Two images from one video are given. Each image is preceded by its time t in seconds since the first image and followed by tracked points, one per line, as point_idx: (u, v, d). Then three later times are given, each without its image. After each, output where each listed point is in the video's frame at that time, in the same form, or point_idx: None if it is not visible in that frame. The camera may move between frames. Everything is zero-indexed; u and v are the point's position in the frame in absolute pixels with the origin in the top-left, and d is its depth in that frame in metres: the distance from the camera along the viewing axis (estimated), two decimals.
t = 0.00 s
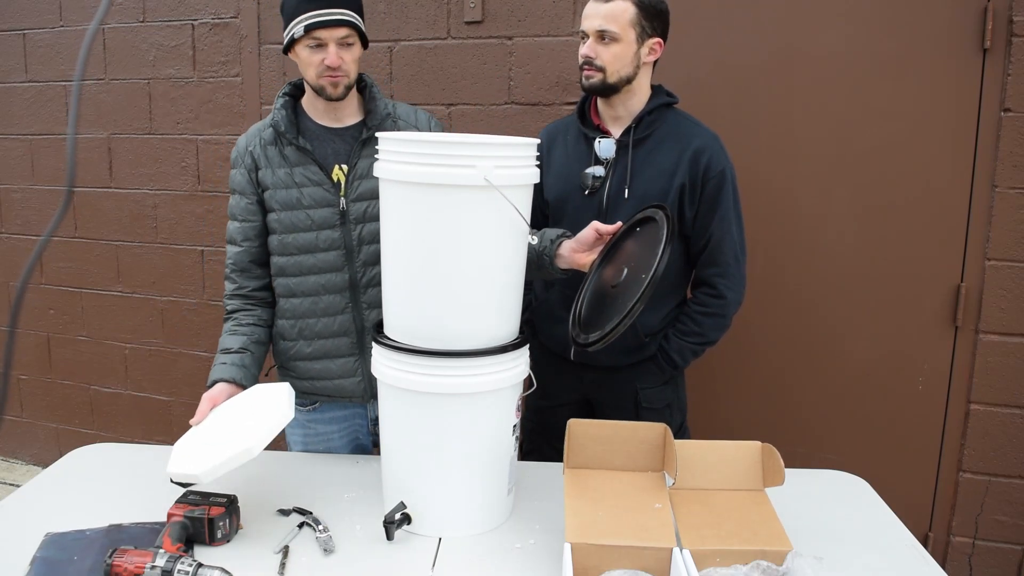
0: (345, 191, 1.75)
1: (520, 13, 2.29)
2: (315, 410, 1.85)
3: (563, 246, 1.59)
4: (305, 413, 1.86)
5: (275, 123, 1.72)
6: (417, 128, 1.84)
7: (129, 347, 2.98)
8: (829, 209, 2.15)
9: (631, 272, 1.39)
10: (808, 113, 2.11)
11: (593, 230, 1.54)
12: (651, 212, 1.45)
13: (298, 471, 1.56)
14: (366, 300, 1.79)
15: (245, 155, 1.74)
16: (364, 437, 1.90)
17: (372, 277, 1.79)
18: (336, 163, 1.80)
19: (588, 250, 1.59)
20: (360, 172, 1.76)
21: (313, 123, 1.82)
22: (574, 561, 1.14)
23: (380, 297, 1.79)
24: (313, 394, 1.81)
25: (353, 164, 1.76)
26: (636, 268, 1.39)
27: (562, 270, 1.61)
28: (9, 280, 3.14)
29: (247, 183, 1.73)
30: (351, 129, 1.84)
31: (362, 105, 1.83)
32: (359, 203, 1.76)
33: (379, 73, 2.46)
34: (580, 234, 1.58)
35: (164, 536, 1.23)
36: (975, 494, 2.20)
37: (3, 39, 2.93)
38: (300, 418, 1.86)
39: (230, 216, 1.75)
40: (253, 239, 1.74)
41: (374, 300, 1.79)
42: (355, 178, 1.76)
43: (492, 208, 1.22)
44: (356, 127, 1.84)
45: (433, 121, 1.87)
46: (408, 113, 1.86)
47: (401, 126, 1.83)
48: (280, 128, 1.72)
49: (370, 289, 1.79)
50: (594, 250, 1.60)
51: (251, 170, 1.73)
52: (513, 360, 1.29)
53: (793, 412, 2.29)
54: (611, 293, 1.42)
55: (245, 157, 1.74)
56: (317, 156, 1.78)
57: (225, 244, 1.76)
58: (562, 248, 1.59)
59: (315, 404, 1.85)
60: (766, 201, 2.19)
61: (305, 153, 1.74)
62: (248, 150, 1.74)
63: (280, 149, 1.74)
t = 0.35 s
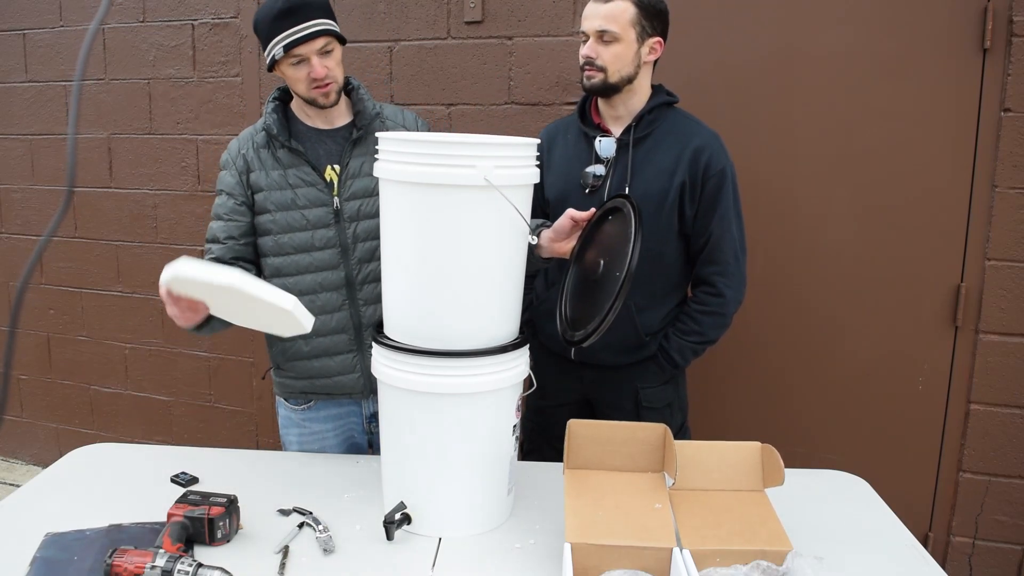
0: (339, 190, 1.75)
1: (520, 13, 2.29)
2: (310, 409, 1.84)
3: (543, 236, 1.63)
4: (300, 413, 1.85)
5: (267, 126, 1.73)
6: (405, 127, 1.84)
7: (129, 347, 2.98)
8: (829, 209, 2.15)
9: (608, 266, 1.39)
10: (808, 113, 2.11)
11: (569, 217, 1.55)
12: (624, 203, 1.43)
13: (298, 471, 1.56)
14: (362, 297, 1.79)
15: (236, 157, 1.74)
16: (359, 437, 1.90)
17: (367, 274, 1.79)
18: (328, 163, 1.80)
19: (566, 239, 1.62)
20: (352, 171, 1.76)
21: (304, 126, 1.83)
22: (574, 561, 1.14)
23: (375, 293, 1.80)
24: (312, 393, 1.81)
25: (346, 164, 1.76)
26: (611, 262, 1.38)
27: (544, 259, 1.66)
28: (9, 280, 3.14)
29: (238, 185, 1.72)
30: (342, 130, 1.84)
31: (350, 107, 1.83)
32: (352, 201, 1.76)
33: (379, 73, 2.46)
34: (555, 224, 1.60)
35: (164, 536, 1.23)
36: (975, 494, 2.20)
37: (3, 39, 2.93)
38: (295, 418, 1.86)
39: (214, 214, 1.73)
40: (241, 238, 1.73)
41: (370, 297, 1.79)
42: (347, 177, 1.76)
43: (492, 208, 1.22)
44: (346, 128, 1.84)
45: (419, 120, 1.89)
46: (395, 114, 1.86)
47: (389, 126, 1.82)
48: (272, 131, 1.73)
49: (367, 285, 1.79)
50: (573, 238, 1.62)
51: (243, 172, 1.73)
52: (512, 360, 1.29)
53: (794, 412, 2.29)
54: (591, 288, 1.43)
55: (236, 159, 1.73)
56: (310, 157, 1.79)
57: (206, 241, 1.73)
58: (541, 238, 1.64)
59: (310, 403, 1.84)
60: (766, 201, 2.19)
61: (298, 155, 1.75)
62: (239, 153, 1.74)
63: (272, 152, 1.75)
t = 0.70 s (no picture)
0: (334, 186, 1.76)
1: (520, 13, 2.29)
2: (308, 406, 1.84)
3: (536, 226, 1.62)
4: (297, 411, 1.85)
5: (265, 121, 1.73)
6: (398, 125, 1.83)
7: (129, 347, 2.98)
8: (829, 209, 2.15)
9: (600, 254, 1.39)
10: (808, 112, 2.11)
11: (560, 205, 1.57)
12: (611, 193, 1.42)
13: (298, 471, 1.56)
14: (358, 292, 1.78)
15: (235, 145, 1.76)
16: (356, 435, 1.91)
17: (364, 268, 1.77)
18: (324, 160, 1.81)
19: (559, 228, 1.62)
20: (347, 168, 1.77)
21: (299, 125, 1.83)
22: (574, 561, 1.14)
23: (372, 288, 1.78)
24: (302, 386, 1.80)
25: (341, 160, 1.77)
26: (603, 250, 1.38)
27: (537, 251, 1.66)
28: (9, 280, 3.14)
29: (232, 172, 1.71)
30: (337, 129, 1.84)
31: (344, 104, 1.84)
32: (347, 197, 1.76)
33: (379, 73, 2.46)
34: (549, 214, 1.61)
35: (164, 536, 1.23)
36: (975, 494, 2.20)
37: (3, 39, 2.93)
38: (292, 416, 1.85)
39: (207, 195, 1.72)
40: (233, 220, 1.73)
41: (365, 291, 1.78)
42: (342, 173, 1.77)
43: (492, 209, 1.22)
44: (341, 126, 1.85)
45: (412, 119, 1.88)
46: (387, 111, 1.85)
47: (382, 123, 1.82)
48: (270, 126, 1.73)
49: (361, 279, 1.77)
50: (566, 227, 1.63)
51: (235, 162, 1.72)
52: (512, 359, 1.29)
53: (794, 412, 2.29)
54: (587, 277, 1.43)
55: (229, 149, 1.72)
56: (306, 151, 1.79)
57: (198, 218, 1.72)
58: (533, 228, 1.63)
59: (308, 400, 1.83)
60: (766, 201, 2.19)
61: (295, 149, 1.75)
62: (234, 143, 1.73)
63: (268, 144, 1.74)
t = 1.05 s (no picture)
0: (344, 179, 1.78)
1: (520, 13, 2.29)
2: (308, 406, 1.83)
3: (531, 223, 1.66)
4: (296, 411, 1.84)
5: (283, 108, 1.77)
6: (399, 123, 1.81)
7: (129, 347, 2.98)
8: (830, 208, 2.15)
9: (592, 249, 1.39)
10: (808, 112, 2.11)
11: (556, 202, 1.60)
12: (603, 186, 1.42)
13: (298, 471, 1.56)
14: (363, 284, 1.79)
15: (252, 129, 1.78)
16: (356, 435, 1.90)
17: (371, 261, 1.79)
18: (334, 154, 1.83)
19: (555, 224, 1.65)
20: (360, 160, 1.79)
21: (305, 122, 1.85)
22: (574, 561, 1.14)
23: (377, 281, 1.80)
24: (298, 374, 1.78)
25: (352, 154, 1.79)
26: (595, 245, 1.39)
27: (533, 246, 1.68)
28: (9, 281, 3.14)
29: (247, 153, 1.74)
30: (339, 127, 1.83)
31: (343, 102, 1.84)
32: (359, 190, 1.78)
33: (379, 73, 2.46)
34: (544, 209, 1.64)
35: (164, 536, 1.23)
36: (975, 494, 2.20)
37: (3, 39, 2.93)
38: (292, 416, 1.84)
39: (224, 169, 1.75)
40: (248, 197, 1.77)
41: (371, 284, 1.79)
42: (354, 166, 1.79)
43: (492, 208, 1.22)
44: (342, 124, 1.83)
45: (412, 119, 1.86)
46: (389, 110, 1.83)
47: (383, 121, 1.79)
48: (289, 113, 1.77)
49: (369, 272, 1.79)
50: (562, 223, 1.65)
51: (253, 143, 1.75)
52: (512, 360, 1.29)
53: (794, 412, 2.29)
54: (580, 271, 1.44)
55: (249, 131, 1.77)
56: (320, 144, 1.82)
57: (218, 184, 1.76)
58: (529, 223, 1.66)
59: (308, 400, 1.83)
60: (766, 201, 2.19)
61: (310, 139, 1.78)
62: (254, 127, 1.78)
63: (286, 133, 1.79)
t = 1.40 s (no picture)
0: (341, 188, 1.76)
1: (520, 13, 2.29)
2: (310, 407, 1.83)
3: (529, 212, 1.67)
4: (299, 412, 1.84)
5: (267, 125, 1.71)
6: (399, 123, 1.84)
7: (129, 347, 2.98)
8: (830, 209, 2.15)
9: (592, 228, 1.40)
10: (808, 112, 2.11)
11: (553, 189, 1.60)
12: (599, 165, 1.43)
13: (298, 471, 1.56)
14: (372, 293, 1.78)
15: (238, 154, 1.73)
16: (359, 434, 1.91)
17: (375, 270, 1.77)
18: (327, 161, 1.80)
19: (553, 212, 1.65)
20: (353, 168, 1.76)
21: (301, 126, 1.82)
22: (574, 561, 1.14)
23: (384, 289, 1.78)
24: (323, 390, 1.81)
25: (345, 162, 1.76)
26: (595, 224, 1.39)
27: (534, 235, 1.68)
28: (9, 281, 3.14)
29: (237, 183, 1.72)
30: (339, 128, 1.83)
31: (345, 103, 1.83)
32: (356, 197, 1.76)
33: (379, 73, 2.46)
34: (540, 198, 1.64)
35: (164, 536, 1.23)
36: (975, 494, 2.20)
37: (3, 39, 2.93)
38: (295, 415, 1.85)
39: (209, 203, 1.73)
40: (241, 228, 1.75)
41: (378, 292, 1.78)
42: (348, 174, 1.76)
43: (491, 209, 1.22)
44: (342, 126, 1.84)
45: (412, 118, 1.89)
46: (389, 111, 1.86)
47: (384, 121, 1.83)
48: (274, 130, 1.71)
49: (374, 280, 1.77)
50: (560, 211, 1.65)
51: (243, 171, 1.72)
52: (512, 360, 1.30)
53: (794, 413, 2.29)
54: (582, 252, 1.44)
55: (237, 158, 1.73)
56: (311, 154, 1.78)
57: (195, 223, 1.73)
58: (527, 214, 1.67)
59: (311, 401, 1.83)
60: (766, 201, 2.19)
61: (301, 153, 1.75)
62: (241, 152, 1.74)
63: (275, 151, 1.74)
